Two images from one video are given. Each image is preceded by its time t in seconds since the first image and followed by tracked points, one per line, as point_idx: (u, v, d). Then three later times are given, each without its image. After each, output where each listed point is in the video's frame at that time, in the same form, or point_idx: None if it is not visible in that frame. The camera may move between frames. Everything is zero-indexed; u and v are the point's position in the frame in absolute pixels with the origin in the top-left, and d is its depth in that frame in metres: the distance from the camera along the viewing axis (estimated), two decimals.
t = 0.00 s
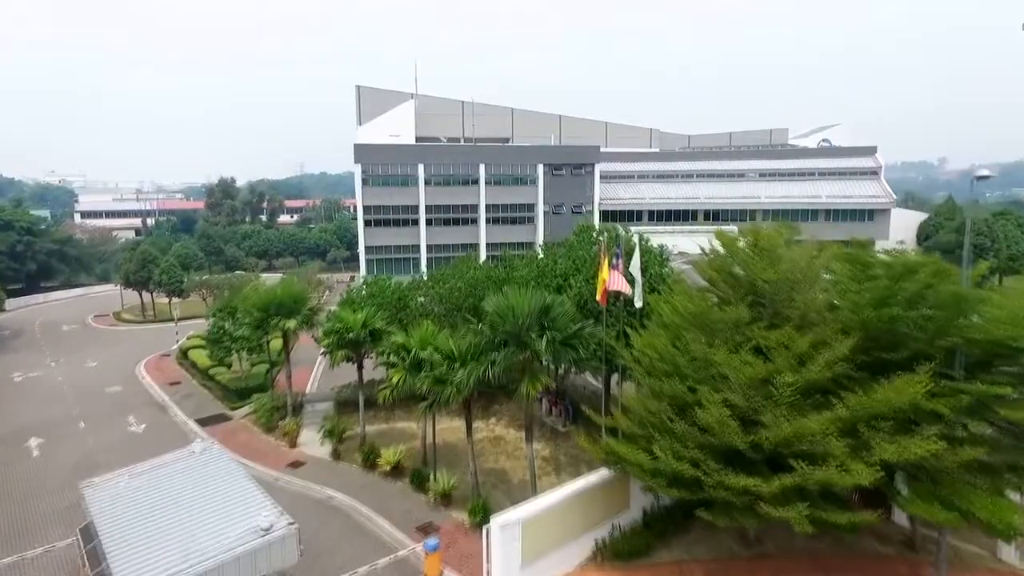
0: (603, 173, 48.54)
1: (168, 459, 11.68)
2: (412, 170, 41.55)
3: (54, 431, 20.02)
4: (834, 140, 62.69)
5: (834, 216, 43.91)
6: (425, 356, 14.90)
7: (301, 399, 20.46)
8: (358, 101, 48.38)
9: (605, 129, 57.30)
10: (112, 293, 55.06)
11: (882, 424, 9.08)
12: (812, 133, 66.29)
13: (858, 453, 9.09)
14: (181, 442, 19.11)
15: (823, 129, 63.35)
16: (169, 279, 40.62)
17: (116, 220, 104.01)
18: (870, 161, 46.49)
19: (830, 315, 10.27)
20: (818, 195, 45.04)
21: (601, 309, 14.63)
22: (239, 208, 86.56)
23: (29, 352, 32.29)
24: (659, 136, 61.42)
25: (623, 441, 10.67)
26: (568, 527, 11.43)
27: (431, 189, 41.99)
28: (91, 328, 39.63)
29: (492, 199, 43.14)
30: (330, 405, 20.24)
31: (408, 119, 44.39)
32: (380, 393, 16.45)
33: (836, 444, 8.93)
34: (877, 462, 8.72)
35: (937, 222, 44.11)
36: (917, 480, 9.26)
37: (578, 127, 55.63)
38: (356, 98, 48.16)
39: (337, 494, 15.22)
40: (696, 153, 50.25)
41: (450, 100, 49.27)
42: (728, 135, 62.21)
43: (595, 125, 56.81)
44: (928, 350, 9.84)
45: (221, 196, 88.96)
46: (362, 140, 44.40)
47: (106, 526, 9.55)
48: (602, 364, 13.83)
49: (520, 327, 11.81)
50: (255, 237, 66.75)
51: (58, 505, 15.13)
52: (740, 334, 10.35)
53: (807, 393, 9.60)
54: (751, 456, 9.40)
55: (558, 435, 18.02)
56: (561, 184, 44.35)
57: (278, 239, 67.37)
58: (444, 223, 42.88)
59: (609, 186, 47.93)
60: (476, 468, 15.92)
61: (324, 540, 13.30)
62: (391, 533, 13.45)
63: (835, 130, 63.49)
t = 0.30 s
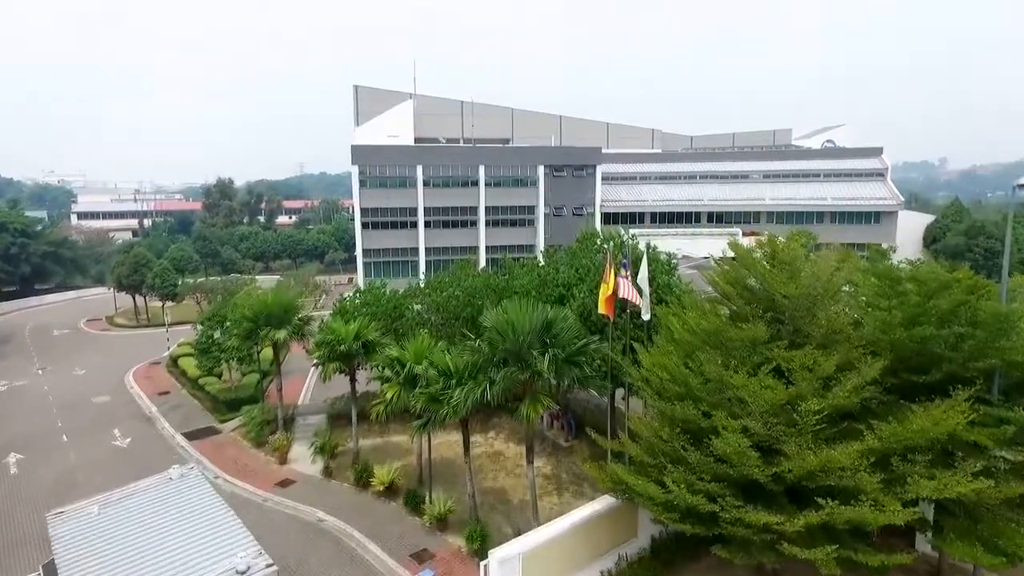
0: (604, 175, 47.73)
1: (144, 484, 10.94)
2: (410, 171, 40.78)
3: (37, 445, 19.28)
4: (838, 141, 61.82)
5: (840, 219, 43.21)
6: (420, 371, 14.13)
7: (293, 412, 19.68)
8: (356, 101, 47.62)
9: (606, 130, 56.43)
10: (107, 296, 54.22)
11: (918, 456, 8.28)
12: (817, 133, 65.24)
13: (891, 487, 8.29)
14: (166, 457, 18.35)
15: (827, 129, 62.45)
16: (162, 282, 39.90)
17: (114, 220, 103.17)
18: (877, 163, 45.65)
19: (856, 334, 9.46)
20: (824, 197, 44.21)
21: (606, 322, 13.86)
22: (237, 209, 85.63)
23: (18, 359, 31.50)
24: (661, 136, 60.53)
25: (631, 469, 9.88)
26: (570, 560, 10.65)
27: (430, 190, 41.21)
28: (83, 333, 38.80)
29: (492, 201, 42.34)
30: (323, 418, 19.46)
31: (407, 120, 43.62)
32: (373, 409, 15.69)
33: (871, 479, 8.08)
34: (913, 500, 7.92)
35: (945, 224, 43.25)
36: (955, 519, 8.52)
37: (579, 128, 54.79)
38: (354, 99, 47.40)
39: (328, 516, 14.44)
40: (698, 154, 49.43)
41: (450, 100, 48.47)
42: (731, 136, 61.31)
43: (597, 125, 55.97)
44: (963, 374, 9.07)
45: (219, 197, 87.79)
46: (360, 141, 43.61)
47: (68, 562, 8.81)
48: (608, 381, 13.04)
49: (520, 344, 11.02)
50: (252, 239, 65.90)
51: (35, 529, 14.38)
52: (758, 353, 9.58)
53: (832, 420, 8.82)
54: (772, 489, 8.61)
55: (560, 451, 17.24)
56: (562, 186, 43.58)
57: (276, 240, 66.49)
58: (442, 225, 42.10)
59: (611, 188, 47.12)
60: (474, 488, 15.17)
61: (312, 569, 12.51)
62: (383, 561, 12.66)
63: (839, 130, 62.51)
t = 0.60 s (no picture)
0: (606, 177, 46.80)
1: (107, 521, 10.05)
2: (407, 174, 39.85)
3: (11, 464, 18.36)
4: (843, 141, 60.84)
5: (847, 222, 42.32)
6: (413, 392, 13.24)
7: (282, 428, 18.78)
8: (353, 102, 46.70)
9: (608, 131, 55.48)
10: (100, 300, 53.24)
11: (967, 506, 7.38)
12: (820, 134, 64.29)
13: (935, 539, 7.40)
14: (147, 478, 17.41)
15: (831, 130, 61.46)
16: (154, 287, 38.53)
17: (111, 221, 102.07)
18: (884, 165, 44.72)
19: (891, 362, 8.55)
20: (830, 200, 43.28)
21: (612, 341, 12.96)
22: (234, 210, 84.55)
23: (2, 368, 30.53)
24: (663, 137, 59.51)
25: (642, 511, 8.99)
26: None
27: (427, 193, 40.28)
28: (72, 339, 37.78)
29: (492, 204, 41.40)
30: (314, 435, 18.58)
31: (404, 121, 42.72)
32: (363, 430, 14.80)
33: (915, 533, 7.18)
34: (964, 558, 7.01)
35: (954, 227, 42.42)
36: None
37: (580, 129, 53.86)
38: (351, 99, 46.48)
39: (315, 547, 13.54)
40: (702, 155, 48.48)
41: (448, 101, 47.54)
42: (734, 137, 60.37)
43: (598, 126, 55.01)
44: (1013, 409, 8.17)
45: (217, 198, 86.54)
46: (356, 142, 42.69)
47: None
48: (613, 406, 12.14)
49: (520, 370, 10.10)
50: (249, 241, 64.87)
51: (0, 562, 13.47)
52: (782, 384, 8.69)
53: (868, 462, 7.91)
54: (801, 540, 7.72)
55: (561, 471, 16.35)
56: (563, 189, 42.67)
57: (273, 242, 65.47)
58: (440, 229, 41.18)
59: (612, 190, 46.18)
60: (471, 514, 14.29)
61: None
62: None
63: (844, 131, 61.58)
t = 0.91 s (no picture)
0: (607, 179, 46.00)
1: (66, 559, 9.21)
2: (405, 176, 39.03)
3: None
4: (848, 143, 59.97)
5: (854, 225, 41.45)
6: (405, 413, 12.49)
7: (271, 444, 18.03)
8: (350, 102, 45.87)
9: (609, 132, 54.62)
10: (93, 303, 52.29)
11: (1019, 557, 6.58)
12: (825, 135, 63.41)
13: None
14: (129, 497, 16.58)
15: (835, 131, 60.69)
16: (146, 292, 37.46)
17: (109, 222, 101.11)
18: (891, 166, 43.87)
19: (925, 391, 7.78)
20: (836, 202, 42.42)
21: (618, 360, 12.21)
22: (232, 211, 83.45)
23: None
24: (665, 139, 58.67)
25: (653, 553, 8.21)
26: None
27: (425, 195, 39.44)
28: (62, 345, 36.78)
29: (491, 206, 40.54)
30: (304, 451, 17.80)
31: (402, 122, 41.94)
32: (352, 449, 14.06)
33: None
34: None
35: (961, 230, 41.74)
36: None
37: (581, 130, 53.03)
38: (348, 99, 45.65)
39: None
40: (704, 156, 47.71)
41: (447, 101, 46.72)
42: (738, 138, 59.54)
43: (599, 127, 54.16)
44: None
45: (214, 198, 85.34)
46: (353, 143, 41.84)
47: None
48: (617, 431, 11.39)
49: (519, 396, 9.32)
50: (246, 242, 62.69)
51: None
52: (806, 415, 7.93)
53: (905, 504, 7.13)
54: None
55: (563, 492, 15.55)
56: (564, 191, 41.84)
57: (269, 244, 63.68)
58: (439, 232, 40.35)
59: (614, 192, 45.35)
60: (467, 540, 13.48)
61: None
62: None
63: (848, 132, 60.72)
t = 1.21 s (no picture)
0: (608, 181, 45.09)
1: None
2: (402, 178, 38.10)
3: None
4: (853, 144, 59.03)
5: (861, 229, 40.50)
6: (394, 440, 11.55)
7: (256, 465, 17.07)
8: (346, 103, 44.95)
9: (610, 133, 53.67)
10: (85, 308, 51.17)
11: None
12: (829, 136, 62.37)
13: None
14: (104, 522, 15.63)
15: (839, 132, 59.75)
16: (136, 297, 36.38)
17: (104, 223, 99.89)
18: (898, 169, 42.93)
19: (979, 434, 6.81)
20: (842, 205, 41.45)
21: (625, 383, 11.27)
22: (228, 213, 82.38)
23: None
24: (667, 141, 57.70)
25: None
26: None
27: (423, 198, 38.49)
28: (48, 353, 35.70)
29: (490, 209, 39.58)
30: (291, 473, 16.82)
31: (399, 123, 41.05)
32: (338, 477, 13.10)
33: None
34: None
35: (970, 234, 40.80)
36: None
37: (581, 131, 52.10)
38: (344, 100, 44.71)
39: None
40: (707, 158, 46.78)
41: (445, 102, 45.80)
42: (740, 139, 58.60)
43: (600, 128, 53.22)
44: None
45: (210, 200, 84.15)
46: (349, 145, 40.91)
47: None
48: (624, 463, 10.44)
49: (516, 433, 8.34)
50: (242, 245, 61.53)
51: None
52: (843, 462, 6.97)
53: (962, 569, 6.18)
54: None
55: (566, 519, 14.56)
56: (565, 194, 40.93)
57: (266, 247, 62.96)
58: (436, 236, 39.41)
59: (615, 194, 44.41)
60: None
61: None
62: None
63: (853, 133, 59.79)
